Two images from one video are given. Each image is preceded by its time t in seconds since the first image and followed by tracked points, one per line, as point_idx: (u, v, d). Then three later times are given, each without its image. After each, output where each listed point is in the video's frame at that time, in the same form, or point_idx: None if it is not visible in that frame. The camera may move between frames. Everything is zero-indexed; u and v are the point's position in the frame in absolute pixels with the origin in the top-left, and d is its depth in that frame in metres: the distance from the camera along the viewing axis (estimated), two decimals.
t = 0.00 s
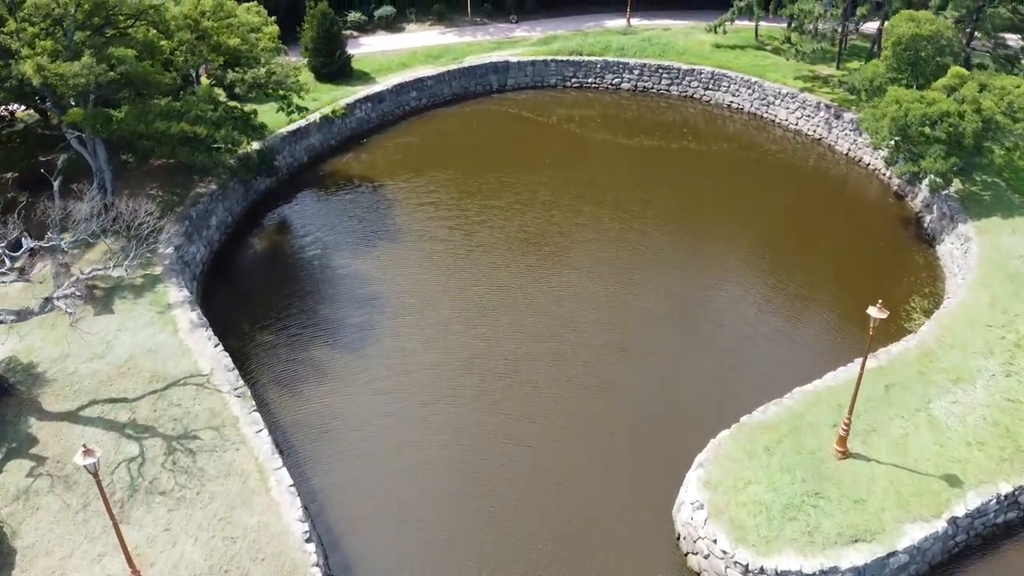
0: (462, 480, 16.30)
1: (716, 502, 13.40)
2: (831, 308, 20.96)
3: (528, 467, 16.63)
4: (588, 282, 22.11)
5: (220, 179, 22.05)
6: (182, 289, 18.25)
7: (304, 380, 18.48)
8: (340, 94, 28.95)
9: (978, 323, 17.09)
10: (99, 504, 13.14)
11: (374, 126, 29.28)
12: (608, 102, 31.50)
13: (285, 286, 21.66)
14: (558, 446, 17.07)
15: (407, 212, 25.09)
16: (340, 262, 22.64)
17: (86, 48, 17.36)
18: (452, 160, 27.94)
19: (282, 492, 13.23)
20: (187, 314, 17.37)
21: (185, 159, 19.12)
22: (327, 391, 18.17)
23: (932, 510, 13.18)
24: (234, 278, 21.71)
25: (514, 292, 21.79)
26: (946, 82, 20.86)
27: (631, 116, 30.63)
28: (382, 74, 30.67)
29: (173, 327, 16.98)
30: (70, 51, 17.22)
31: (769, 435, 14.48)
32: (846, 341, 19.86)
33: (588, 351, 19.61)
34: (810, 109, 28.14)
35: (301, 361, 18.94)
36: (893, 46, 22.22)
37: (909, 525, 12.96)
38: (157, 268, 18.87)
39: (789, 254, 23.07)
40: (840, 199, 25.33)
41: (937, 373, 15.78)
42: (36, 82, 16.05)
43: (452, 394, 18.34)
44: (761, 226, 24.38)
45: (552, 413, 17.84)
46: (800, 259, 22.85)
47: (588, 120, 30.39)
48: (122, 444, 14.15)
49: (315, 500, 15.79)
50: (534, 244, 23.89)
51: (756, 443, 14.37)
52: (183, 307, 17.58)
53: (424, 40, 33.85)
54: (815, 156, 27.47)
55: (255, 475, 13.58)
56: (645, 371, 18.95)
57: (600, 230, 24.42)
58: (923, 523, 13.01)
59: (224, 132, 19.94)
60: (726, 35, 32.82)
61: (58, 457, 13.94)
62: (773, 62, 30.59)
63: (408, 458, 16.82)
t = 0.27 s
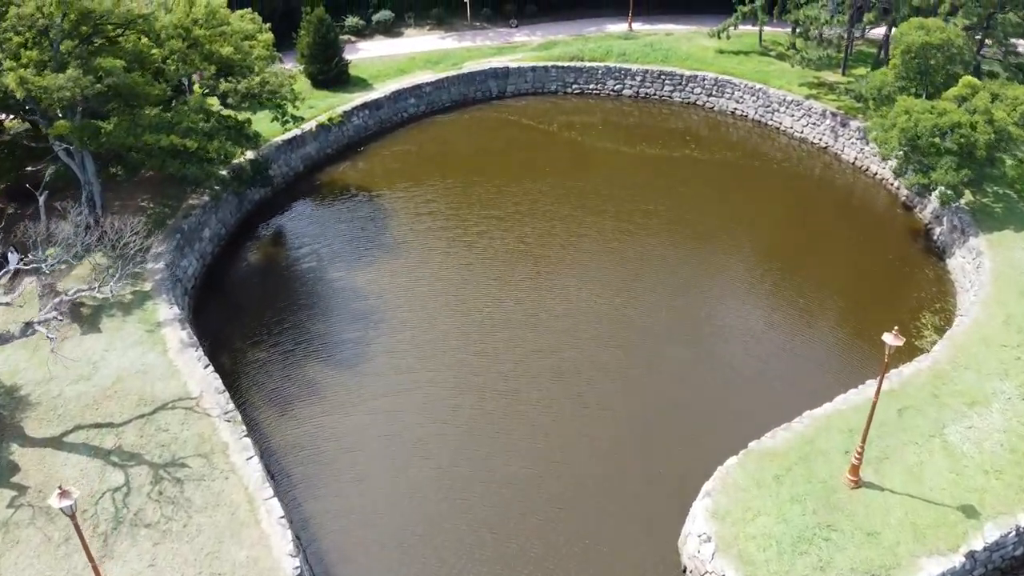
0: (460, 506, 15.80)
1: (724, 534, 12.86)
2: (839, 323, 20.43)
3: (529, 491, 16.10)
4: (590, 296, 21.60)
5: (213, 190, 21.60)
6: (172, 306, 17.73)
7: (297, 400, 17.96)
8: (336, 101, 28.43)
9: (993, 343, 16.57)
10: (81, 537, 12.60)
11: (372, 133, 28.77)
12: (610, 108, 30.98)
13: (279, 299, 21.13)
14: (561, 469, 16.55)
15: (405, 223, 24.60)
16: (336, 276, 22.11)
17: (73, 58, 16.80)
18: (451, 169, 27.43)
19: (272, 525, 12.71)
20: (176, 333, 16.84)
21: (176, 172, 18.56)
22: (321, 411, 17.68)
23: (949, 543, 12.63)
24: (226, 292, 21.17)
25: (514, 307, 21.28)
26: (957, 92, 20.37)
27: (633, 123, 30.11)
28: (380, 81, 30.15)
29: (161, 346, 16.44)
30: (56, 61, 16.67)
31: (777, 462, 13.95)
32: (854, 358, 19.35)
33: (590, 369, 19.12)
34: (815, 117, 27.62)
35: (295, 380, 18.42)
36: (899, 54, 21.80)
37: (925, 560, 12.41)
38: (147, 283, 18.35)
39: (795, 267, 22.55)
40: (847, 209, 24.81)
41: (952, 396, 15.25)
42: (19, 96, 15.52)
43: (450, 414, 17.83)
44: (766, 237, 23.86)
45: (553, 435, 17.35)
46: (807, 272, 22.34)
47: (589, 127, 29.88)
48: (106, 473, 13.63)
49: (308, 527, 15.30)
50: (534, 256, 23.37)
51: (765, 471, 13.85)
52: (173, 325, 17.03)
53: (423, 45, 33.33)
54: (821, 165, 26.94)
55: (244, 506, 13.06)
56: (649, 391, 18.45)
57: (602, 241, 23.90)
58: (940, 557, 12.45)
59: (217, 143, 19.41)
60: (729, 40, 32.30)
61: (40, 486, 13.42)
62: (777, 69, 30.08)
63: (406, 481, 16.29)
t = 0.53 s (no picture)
0: (458, 532, 15.29)
1: (733, 568, 12.32)
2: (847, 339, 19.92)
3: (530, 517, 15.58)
4: (592, 311, 21.08)
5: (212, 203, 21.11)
6: (162, 323, 17.22)
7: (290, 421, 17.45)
8: (333, 108, 27.91)
9: (1009, 363, 16.06)
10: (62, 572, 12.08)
11: (369, 141, 28.27)
12: (611, 115, 30.47)
13: (273, 315, 20.63)
14: (562, 494, 16.04)
15: (402, 235, 24.12)
16: (332, 291, 21.64)
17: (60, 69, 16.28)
18: (450, 178, 26.93)
19: (262, 560, 12.20)
20: (165, 353, 16.31)
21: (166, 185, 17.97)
22: (315, 432, 17.21)
23: None
24: (219, 306, 20.66)
25: (514, 322, 20.79)
26: (968, 102, 19.93)
27: (636, 130, 29.60)
28: (378, 87, 29.64)
29: (150, 367, 15.92)
30: (42, 72, 16.14)
31: (787, 491, 13.44)
32: (864, 376, 18.83)
33: (592, 388, 18.62)
34: (821, 124, 27.11)
35: (288, 400, 17.92)
36: (908, 63, 21.30)
37: None
38: (137, 300, 17.83)
39: (801, 280, 22.04)
40: (854, 220, 24.29)
41: (968, 420, 14.74)
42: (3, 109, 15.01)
43: (449, 436, 17.36)
44: (772, 249, 23.35)
45: (554, 457, 16.86)
46: (813, 286, 21.83)
47: (591, 134, 29.38)
48: (90, 502, 13.11)
49: (301, 555, 14.78)
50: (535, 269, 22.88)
51: (775, 499, 13.34)
52: (162, 344, 16.52)
53: (421, 51, 32.82)
54: (827, 174, 26.44)
55: (233, 539, 12.55)
56: (653, 410, 17.96)
57: (604, 253, 23.39)
58: None
59: (208, 155, 18.89)
60: (733, 46, 31.79)
61: (21, 516, 12.90)
62: (781, 75, 29.58)
63: (402, 506, 15.77)
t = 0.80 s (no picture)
0: (457, 559, 14.82)
1: None
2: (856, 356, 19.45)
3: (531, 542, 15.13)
4: (594, 327, 20.63)
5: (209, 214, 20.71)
6: (152, 341, 16.72)
7: (284, 442, 17.00)
8: (330, 115, 27.43)
9: None
10: None
11: (367, 149, 27.80)
12: (613, 121, 30.00)
13: (267, 330, 20.15)
14: (564, 519, 15.59)
15: (401, 246, 23.68)
16: (329, 306, 21.16)
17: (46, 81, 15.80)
18: (449, 187, 26.47)
19: None
20: (153, 372, 15.81)
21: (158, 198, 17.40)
22: (310, 454, 16.76)
23: None
24: (212, 321, 20.20)
25: (514, 337, 20.34)
26: (979, 112, 19.52)
27: (638, 137, 29.12)
28: (376, 93, 29.16)
29: (139, 387, 15.43)
30: (28, 84, 15.66)
31: (798, 521, 12.96)
32: (872, 395, 18.36)
33: (595, 408, 18.19)
34: (827, 132, 26.62)
35: (283, 421, 17.47)
36: (918, 71, 20.84)
37: None
38: (126, 316, 17.34)
39: (808, 293, 21.58)
40: (861, 231, 23.81)
41: (984, 445, 14.25)
42: None
43: (448, 457, 16.94)
44: (777, 260, 22.88)
45: (556, 480, 16.41)
46: (820, 300, 21.37)
47: (592, 141, 28.91)
48: (74, 533, 12.64)
49: None
50: (535, 282, 22.43)
51: (785, 530, 12.86)
52: (152, 363, 16.03)
53: (420, 56, 32.33)
54: (833, 182, 25.96)
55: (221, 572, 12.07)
56: (656, 431, 17.54)
57: (606, 265, 22.93)
58: None
59: (200, 166, 18.40)
60: (736, 51, 31.31)
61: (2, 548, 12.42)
62: (786, 81, 29.10)
63: (399, 531, 15.31)
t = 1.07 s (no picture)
0: None
1: None
2: (864, 372, 18.99)
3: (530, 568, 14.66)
4: (596, 341, 20.18)
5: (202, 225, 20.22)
6: (141, 359, 16.24)
7: (277, 462, 16.55)
8: (326, 122, 26.95)
9: None
10: None
11: (364, 156, 27.34)
12: (615, 128, 29.54)
13: (261, 345, 19.69)
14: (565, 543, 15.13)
15: (398, 257, 23.21)
16: (325, 319, 20.70)
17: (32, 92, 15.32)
18: (448, 195, 26.00)
19: None
20: (142, 392, 15.34)
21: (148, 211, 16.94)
22: (304, 475, 16.31)
23: None
24: (205, 335, 19.74)
25: (514, 352, 19.89)
26: (991, 122, 19.13)
27: (640, 144, 28.65)
28: (374, 99, 28.69)
29: (127, 408, 14.96)
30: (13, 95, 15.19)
31: (808, 550, 12.49)
32: (882, 413, 17.91)
33: (596, 426, 17.74)
34: (833, 139, 26.14)
35: (276, 440, 17.00)
36: (928, 79, 20.32)
37: None
38: (116, 332, 16.87)
39: (814, 306, 21.12)
40: (869, 242, 23.35)
41: (1000, 469, 13.78)
42: None
43: (445, 478, 16.47)
44: (783, 272, 22.42)
45: (557, 501, 15.95)
46: (827, 313, 20.90)
47: (594, 147, 28.45)
48: (57, 564, 12.18)
49: None
50: (535, 293, 21.96)
51: (795, 560, 12.38)
52: (141, 382, 15.56)
53: (419, 61, 31.86)
54: (839, 190, 25.50)
55: None
56: (660, 451, 17.09)
57: (608, 277, 22.46)
58: None
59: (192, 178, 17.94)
60: (740, 56, 30.85)
61: None
62: (790, 87, 28.64)
63: (395, 556, 14.84)
